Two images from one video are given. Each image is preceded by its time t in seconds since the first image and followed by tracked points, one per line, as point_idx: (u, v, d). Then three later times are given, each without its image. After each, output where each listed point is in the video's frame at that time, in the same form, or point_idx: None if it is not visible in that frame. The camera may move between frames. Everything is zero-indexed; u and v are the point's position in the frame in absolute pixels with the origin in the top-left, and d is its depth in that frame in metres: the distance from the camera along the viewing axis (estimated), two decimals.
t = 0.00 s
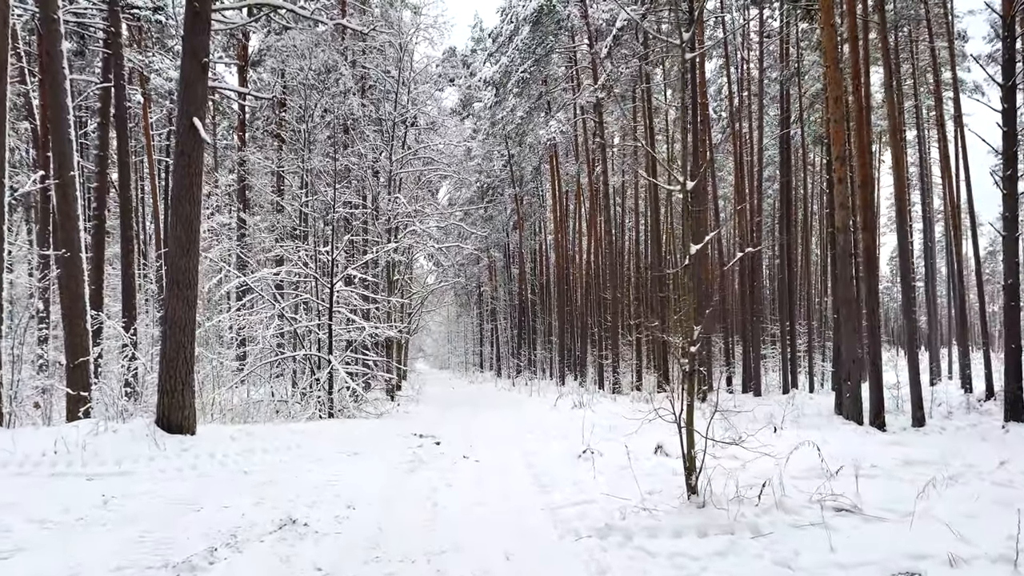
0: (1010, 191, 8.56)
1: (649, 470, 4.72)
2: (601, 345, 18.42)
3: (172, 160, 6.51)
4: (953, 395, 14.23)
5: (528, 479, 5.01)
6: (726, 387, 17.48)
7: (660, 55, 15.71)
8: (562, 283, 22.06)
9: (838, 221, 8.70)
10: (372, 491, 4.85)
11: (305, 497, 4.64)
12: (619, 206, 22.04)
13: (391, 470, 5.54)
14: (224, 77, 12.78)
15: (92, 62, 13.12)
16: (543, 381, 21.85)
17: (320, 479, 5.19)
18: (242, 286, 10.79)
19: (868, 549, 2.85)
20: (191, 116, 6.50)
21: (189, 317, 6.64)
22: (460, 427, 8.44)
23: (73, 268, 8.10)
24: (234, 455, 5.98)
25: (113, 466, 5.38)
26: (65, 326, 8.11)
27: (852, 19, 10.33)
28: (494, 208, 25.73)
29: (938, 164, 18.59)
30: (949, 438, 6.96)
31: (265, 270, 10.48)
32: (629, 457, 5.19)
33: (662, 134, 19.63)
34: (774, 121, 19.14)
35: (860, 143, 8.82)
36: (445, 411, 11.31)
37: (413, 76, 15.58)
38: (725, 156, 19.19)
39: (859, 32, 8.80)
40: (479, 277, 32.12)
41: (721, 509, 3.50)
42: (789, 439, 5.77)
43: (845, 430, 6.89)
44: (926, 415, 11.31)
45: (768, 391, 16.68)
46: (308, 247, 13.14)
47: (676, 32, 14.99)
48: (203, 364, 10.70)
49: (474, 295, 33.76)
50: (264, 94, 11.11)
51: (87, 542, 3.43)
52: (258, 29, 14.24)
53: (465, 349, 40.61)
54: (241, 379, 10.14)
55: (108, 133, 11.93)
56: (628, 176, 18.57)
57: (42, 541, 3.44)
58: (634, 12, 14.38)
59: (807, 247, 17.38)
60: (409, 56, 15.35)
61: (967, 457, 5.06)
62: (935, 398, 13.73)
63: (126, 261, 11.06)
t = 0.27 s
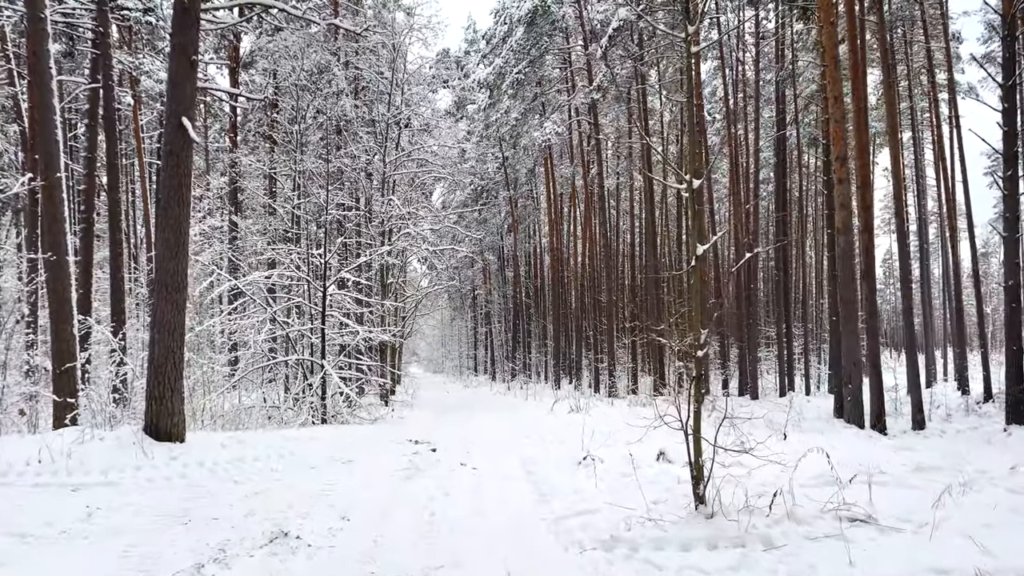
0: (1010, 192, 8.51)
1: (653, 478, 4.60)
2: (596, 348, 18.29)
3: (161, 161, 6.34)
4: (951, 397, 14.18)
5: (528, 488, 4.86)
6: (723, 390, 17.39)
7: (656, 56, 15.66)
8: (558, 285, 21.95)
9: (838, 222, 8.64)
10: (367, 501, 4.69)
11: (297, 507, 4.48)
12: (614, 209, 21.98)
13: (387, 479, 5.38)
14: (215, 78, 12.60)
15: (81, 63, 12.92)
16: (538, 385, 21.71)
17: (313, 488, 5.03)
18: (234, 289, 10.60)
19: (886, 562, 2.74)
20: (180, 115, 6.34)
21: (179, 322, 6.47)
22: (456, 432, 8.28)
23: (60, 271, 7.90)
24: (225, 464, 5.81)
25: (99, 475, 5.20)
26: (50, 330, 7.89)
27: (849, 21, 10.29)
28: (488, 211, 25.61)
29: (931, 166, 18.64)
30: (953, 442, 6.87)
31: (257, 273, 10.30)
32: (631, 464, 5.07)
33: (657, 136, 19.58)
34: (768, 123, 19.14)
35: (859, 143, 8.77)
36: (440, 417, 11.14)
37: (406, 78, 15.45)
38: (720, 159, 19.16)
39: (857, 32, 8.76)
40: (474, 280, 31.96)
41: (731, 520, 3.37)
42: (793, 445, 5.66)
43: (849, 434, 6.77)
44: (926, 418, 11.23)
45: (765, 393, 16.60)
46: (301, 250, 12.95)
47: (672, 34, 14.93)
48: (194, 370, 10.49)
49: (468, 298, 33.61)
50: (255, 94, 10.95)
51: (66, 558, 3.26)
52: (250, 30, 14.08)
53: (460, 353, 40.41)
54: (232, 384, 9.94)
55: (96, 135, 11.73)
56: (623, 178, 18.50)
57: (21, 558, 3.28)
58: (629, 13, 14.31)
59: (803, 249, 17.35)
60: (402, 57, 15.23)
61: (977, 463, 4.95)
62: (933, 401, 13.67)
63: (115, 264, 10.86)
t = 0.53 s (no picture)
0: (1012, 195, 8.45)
1: (655, 485, 4.48)
2: (593, 351, 18.20)
3: (150, 161, 6.19)
4: (950, 401, 14.09)
5: (527, 495, 4.74)
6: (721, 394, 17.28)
7: (653, 59, 15.58)
8: (555, 289, 21.81)
9: (839, 224, 8.55)
10: (362, 509, 4.56)
11: (290, 516, 4.35)
12: (610, 212, 21.89)
13: (382, 486, 5.24)
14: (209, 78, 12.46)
15: (72, 63, 12.74)
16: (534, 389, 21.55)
17: (306, 495, 4.89)
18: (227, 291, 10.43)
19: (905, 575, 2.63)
20: (169, 114, 6.19)
21: (169, 325, 6.31)
22: (452, 438, 8.13)
23: (48, 273, 7.72)
24: (215, 470, 5.65)
25: (85, 482, 5.04)
26: (38, 333, 7.69)
27: (848, 23, 10.24)
28: (484, 214, 25.47)
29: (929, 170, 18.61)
30: (958, 446, 6.75)
31: (251, 275, 10.14)
32: (633, 471, 4.94)
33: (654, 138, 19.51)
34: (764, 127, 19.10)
35: (858, 144, 8.70)
36: (436, 421, 10.97)
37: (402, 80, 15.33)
38: (717, 162, 19.10)
39: (857, 33, 8.69)
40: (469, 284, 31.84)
41: (740, 530, 3.26)
42: (798, 451, 5.54)
43: (853, 439, 6.65)
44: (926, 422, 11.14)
45: (763, 397, 16.50)
46: (295, 252, 12.79)
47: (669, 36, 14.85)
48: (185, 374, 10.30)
49: (464, 302, 33.46)
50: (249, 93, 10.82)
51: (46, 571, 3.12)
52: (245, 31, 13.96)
53: (455, 357, 40.23)
54: (224, 388, 9.75)
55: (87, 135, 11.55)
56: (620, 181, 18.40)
57: None
58: (626, 14, 14.24)
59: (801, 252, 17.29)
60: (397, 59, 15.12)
61: (988, 469, 4.84)
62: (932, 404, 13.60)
63: (106, 266, 10.65)
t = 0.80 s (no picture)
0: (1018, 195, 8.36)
1: (661, 491, 4.36)
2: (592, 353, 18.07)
3: (142, 158, 6.05)
4: (951, 404, 14.01)
5: (528, 500, 4.62)
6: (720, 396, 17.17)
7: (652, 59, 15.48)
8: (553, 291, 21.68)
9: (843, 224, 8.44)
10: (358, 515, 4.43)
11: (284, 522, 4.22)
12: (608, 213, 21.77)
13: (379, 490, 5.11)
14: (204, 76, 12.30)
15: (65, 62, 12.58)
16: (532, 391, 21.41)
17: (301, 500, 4.76)
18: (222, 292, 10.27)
19: None
20: (162, 110, 6.05)
21: (162, 327, 6.17)
22: (450, 441, 8.00)
23: (38, 273, 7.54)
24: (208, 473, 5.51)
25: (74, 487, 4.88)
26: (28, 334, 7.51)
27: (849, 23, 10.16)
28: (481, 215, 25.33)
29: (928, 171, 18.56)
30: (965, 449, 6.66)
31: (245, 275, 9.98)
32: (636, 476, 4.83)
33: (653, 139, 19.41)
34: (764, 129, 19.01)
35: (862, 144, 8.61)
36: (433, 424, 10.83)
37: (399, 80, 15.19)
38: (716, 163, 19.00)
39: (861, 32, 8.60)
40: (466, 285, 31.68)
41: (753, 539, 3.15)
42: (804, 455, 5.43)
43: (859, 443, 6.55)
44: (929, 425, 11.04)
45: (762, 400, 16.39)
46: (290, 253, 12.62)
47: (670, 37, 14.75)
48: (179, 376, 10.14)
49: (461, 303, 33.30)
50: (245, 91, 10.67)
51: None
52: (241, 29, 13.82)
53: (452, 359, 40.06)
54: (217, 390, 9.58)
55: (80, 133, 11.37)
56: (618, 182, 18.30)
57: None
58: (626, 14, 14.13)
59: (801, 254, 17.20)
60: (395, 58, 14.99)
61: (1000, 475, 4.74)
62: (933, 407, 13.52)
63: (99, 266, 10.47)
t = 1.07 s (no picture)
0: None
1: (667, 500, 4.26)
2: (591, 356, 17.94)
3: (136, 156, 5.91)
4: (954, 408, 13.90)
5: (530, 509, 4.49)
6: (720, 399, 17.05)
7: (654, 60, 15.36)
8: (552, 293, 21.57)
9: (849, 226, 8.33)
10: (355, 524, 4.29)
11: (279, 531, 4.08)
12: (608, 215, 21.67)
13: (377, 497, 4.98)
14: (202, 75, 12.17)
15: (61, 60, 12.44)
16: (531, 394, 21.28)
17: (296, 507, 4.63)
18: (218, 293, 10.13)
19: None
20: (157, 107, 5.92)
21: (156, 328, 6.02)
22: (449, 445, 7.86)
23: (31, 273, 7.38)
24: (202, 479, 5.36)
25: (63, 494, 4.73)
26: (20, 336, 7.33)
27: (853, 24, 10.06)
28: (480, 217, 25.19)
29: (929, 174, 18.51)
30: (973, 455, 6.56)
31: (242, 276, 9.84)
32: (641, 483, 4.71)
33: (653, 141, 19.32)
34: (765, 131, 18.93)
35: (868, 146, 8.51)
36: (431, 427, 10.70)
37: (398, 80, 15.08)
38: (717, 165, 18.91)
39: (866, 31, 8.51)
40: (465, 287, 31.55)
41: (768, 553, 3.03)
42: (813, 463, 5.31)
43: (866, 449, 6.42)
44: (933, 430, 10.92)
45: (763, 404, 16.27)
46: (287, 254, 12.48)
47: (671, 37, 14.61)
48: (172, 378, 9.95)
49: (459, 305, 33.17)
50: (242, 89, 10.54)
51: None
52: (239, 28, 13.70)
53: (450, 361, 39.90)
54: (213, 393, 9.42)
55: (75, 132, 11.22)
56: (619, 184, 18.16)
57: None
58: (627, 15, 14.05)
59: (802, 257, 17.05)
60: (394, 58, 14.88)
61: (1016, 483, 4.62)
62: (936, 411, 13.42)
63: (94, 266, 10.32)
